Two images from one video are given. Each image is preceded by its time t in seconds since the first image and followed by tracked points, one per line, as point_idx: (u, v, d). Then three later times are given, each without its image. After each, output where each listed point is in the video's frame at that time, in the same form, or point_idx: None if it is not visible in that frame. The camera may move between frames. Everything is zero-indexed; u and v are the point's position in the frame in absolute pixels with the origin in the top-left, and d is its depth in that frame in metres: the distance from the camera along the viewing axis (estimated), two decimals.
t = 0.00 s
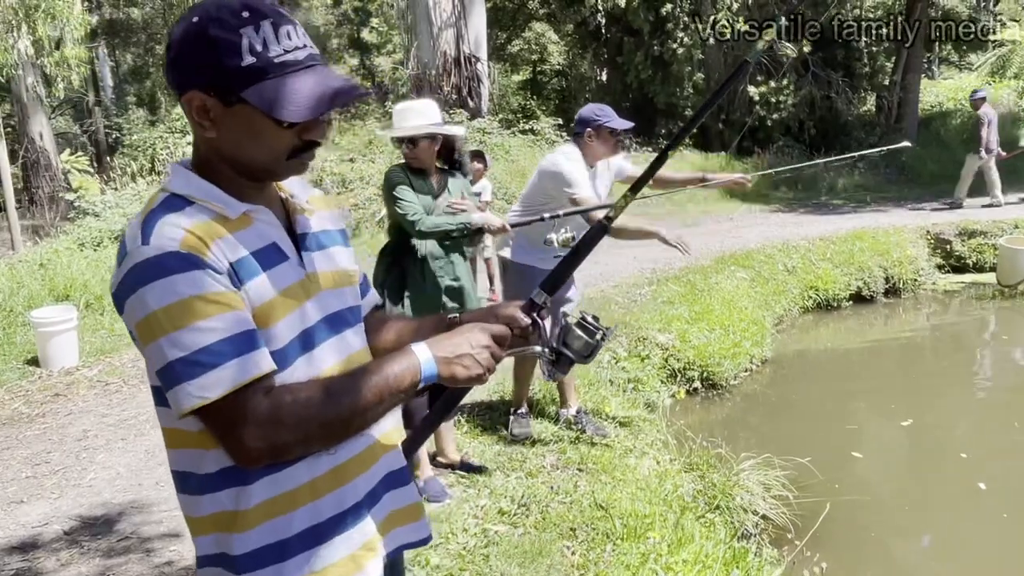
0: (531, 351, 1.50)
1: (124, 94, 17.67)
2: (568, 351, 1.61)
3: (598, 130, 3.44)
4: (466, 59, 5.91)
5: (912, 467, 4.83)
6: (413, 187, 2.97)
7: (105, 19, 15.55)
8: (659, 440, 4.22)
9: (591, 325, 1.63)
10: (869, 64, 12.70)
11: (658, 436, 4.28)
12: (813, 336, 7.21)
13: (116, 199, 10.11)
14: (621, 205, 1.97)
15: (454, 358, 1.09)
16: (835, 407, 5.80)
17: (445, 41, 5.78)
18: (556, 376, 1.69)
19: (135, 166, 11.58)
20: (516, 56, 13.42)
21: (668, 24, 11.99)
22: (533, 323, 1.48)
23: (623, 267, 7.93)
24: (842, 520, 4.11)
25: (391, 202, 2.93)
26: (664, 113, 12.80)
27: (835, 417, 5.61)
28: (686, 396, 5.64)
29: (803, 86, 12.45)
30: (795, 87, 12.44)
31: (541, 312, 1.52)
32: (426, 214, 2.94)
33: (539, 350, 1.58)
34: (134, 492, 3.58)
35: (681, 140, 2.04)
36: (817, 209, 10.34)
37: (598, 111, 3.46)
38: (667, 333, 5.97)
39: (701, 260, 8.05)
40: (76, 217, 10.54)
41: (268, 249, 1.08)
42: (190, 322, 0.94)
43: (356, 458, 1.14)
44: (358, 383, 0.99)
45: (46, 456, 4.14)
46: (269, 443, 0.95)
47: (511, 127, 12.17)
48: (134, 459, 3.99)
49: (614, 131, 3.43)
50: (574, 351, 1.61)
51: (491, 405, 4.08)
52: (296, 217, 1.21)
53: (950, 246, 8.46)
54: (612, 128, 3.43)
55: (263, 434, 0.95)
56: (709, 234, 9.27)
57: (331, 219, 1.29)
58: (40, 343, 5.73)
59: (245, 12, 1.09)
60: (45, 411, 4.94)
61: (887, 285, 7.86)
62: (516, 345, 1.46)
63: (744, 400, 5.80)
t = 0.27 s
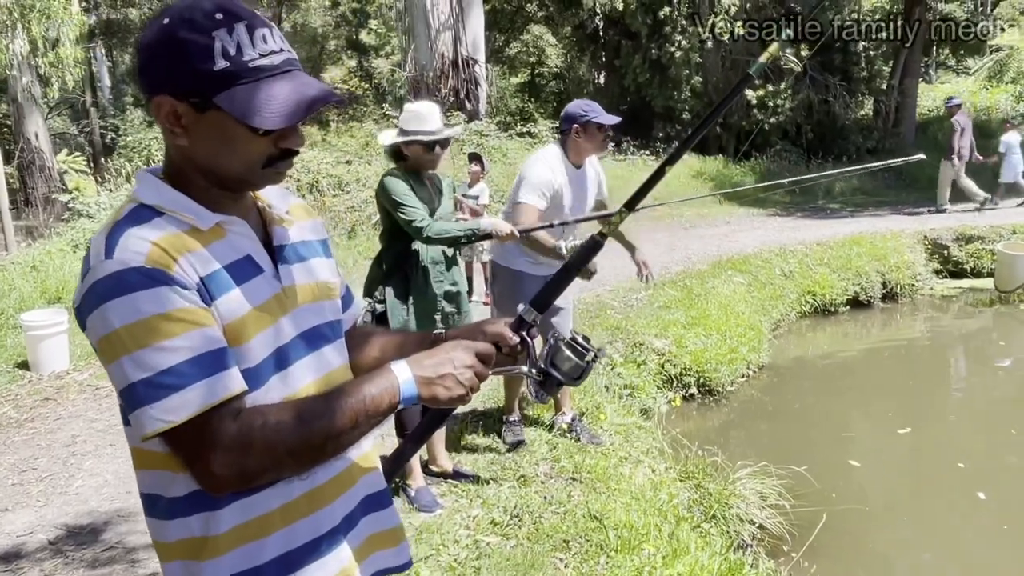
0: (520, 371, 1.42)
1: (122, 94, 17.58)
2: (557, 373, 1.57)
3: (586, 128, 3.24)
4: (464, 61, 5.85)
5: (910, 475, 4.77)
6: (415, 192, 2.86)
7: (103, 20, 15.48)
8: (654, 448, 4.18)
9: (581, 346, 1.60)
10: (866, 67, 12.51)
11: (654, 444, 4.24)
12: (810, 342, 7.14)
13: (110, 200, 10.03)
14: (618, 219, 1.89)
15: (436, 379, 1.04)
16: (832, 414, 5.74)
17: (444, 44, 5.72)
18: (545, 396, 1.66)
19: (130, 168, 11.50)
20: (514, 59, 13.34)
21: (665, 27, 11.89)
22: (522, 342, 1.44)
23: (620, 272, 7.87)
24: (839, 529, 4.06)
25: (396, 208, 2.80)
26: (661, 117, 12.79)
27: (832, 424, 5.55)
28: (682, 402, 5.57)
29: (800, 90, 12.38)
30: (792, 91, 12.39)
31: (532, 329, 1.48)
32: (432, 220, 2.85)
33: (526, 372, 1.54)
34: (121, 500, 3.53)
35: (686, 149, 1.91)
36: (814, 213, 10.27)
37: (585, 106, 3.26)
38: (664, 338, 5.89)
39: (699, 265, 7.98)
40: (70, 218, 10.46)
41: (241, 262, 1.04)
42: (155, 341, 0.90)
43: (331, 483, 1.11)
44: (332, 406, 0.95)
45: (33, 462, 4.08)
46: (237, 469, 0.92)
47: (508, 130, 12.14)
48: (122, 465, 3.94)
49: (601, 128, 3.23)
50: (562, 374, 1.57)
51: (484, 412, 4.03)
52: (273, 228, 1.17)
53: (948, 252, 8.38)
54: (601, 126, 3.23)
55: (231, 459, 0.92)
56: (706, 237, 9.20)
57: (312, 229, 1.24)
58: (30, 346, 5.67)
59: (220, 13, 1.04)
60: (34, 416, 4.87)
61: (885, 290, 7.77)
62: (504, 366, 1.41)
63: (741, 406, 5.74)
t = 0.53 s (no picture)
0: (512, 388, 1.41)
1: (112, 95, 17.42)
2: (550, 390, 1.55)
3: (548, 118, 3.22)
4: (455, 64, 5.79)
5: (903, 480, 4.73)
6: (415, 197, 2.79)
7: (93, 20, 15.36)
8: (646, 455, 4.15)
9: (573, 361, 1.59)
10: (856, 72, 12.53)
11: (645, 451, 4.21)
12: (801, 347, 7.12)
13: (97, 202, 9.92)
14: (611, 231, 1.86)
15: (423, 399, 1.03)
16: (824, 419, 5.71)
17: (434, 45, 5.67)
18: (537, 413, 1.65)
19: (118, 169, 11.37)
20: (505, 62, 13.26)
21: (656, 31, 11.82)
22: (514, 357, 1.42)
23: (611, 276, 7.83)
24: (830, 536, 4.04)
25: (399, 215, 2.72)
26: (652, 120, 12.77)
27: (822, 429, 5.52)
28: (673, 407, 5.53)
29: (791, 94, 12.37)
30: (783, 95, 12.39)
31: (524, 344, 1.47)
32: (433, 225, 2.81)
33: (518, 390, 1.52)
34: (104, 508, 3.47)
35: (681, 155, 1.88)
36: (804, 217, 10.24)
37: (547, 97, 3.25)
38: (655, 343, 5.84)
39: (690, 268, 7.95)
40: (57, 220, 10.34)
41: (220, 274, 1.01)
42: (127, 359, 0.88)
43: (313, 505, 1.08)
44: (313, 426, 0.94)
45: (15, 469, 4.01)
46: (213, 493, 0.91)
47: (499, 133, 12.12)
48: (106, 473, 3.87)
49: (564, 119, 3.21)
50: (555, 391, 1.55)
51: (474, 419, 3.98)
52: (253, 239, 1.13)
53: (938, 256, 8.32)
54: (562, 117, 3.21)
55: (207, 483, 0.90)
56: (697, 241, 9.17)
57: (295, 238, 1.20)
58: (14, 350, 5.58)
59: (199, 15, 1.00)
60: (16, 422, 4.79)
61: (875, 294, 7.74)
62: (494, 382, 1.39)
63: (732, 412, 5.70)
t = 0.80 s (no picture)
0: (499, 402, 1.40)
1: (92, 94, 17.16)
2: (540, 405, 1.54)
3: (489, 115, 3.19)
4: (441, 65, 5.53)
5: (888, 485, 4.74)
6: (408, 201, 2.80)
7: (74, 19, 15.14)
8: (633, 460, 4.13)
9: (565, 376, 1.56)
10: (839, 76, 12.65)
11: (632, 456, 4.19)
12: (786, 351, 7.13)
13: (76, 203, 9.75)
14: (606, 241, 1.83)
15: (411, 416, 1.01)
16: (809, 423, 5.72)
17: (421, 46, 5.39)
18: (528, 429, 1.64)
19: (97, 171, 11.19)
20: (491, 63, 13.20)
21: (642, 34, 11.82)
22: (505, 371, 1.41)
23: (597, 280, 7.79)
24: (817, 542, 4.04)
25: (393, 217, 2.72)
26: (638, 123, 12.82)
27: (808, 433, 5.53)
28: (660, 411, 5.51)
29: (775, 98, 12.39)
30: (767, 99, 12.44)
31: (513, 356, 1.46)
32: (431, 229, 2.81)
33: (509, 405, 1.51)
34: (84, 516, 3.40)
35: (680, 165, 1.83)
36: (787, 221, 10.26)
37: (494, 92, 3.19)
38: (641, 346, 5.80)
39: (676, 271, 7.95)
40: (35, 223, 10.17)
41: (200, 285, 0.98)
42: (101, 378, 0.85)
43: (297, 525, 1.05)
44: (295, 446, 0.92)
45: None
46: (192, 517, 0.88)
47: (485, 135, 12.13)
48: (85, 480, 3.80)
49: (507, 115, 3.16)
50: (546, 406, 1.55)
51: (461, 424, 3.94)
52: (234, 248, 1.10)
53: (920, 259, 8.31)
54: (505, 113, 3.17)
55: (185, 506, 0.88)
56: (683, 244, 9.16)
57: (278, 247, 1.17)
58: None
59: (178, 18, 0.97)
60: None
61: (859, 297, 7.75)
62: (482, 396, 1.38)
63: (717, 416, 5.69)
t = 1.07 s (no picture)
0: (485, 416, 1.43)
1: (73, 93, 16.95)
2: (530, 418, 1.54)
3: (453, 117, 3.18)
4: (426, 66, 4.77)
5: (872, 487, 4.76)
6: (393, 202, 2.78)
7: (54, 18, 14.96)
8: (619, 463, 4.13)
9: (556, 388, 1.56)
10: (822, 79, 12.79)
11: (618, 459, 4.19)
12: (770, 352, 7.16)
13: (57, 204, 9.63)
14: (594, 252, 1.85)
15: (398, 432, 1.03)
16: (794, 424, 5.74)
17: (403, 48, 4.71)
18: (517, 444, 1.63)
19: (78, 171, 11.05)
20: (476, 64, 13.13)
21: (627, 36, 11.83)
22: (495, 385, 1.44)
23: (582, 282, 7.78)
24: (803, 544, 4.05)
25: (376, 219, 2.70)
26: (623, 125, 12.91)
27: (793, 434, 5.55)
28: (646, 413, 5.51)
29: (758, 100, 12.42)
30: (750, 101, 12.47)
31: (502, 366, 1.46)
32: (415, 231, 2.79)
33: (498, 419, 1.51)
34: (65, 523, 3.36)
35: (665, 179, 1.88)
36: (771, 223, 10.29)
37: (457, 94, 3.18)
38: (627, 348, 5.79)
39: (661, 273, 7.97)
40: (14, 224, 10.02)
41: (180, 296, 0.96)
42: (77, 394, 0.83)
43: (278, 542, 1.06)
44: (279, 463, 0.92)
45: None
46: (171, 536, 0.87)
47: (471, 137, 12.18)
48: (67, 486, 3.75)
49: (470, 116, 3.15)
50: (536, 420, 1.54)
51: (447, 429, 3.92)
52: (215, 257, 1.08)
53: (903, 261, 8.27)
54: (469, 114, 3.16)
55: (165, 524, 0.87)
56: (667, 245, 9.16)
57: (261, 254, 1.15)
58: None
59: (156, 21, 0.95)
60: None
61: (842, 299, 7.79)
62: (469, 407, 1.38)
63: (702, 418, 5.69)
